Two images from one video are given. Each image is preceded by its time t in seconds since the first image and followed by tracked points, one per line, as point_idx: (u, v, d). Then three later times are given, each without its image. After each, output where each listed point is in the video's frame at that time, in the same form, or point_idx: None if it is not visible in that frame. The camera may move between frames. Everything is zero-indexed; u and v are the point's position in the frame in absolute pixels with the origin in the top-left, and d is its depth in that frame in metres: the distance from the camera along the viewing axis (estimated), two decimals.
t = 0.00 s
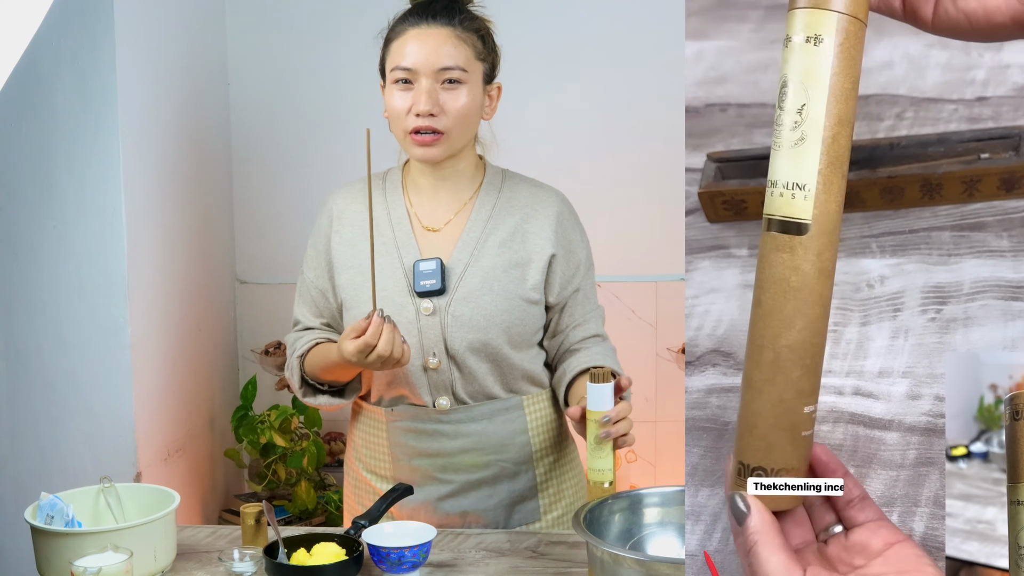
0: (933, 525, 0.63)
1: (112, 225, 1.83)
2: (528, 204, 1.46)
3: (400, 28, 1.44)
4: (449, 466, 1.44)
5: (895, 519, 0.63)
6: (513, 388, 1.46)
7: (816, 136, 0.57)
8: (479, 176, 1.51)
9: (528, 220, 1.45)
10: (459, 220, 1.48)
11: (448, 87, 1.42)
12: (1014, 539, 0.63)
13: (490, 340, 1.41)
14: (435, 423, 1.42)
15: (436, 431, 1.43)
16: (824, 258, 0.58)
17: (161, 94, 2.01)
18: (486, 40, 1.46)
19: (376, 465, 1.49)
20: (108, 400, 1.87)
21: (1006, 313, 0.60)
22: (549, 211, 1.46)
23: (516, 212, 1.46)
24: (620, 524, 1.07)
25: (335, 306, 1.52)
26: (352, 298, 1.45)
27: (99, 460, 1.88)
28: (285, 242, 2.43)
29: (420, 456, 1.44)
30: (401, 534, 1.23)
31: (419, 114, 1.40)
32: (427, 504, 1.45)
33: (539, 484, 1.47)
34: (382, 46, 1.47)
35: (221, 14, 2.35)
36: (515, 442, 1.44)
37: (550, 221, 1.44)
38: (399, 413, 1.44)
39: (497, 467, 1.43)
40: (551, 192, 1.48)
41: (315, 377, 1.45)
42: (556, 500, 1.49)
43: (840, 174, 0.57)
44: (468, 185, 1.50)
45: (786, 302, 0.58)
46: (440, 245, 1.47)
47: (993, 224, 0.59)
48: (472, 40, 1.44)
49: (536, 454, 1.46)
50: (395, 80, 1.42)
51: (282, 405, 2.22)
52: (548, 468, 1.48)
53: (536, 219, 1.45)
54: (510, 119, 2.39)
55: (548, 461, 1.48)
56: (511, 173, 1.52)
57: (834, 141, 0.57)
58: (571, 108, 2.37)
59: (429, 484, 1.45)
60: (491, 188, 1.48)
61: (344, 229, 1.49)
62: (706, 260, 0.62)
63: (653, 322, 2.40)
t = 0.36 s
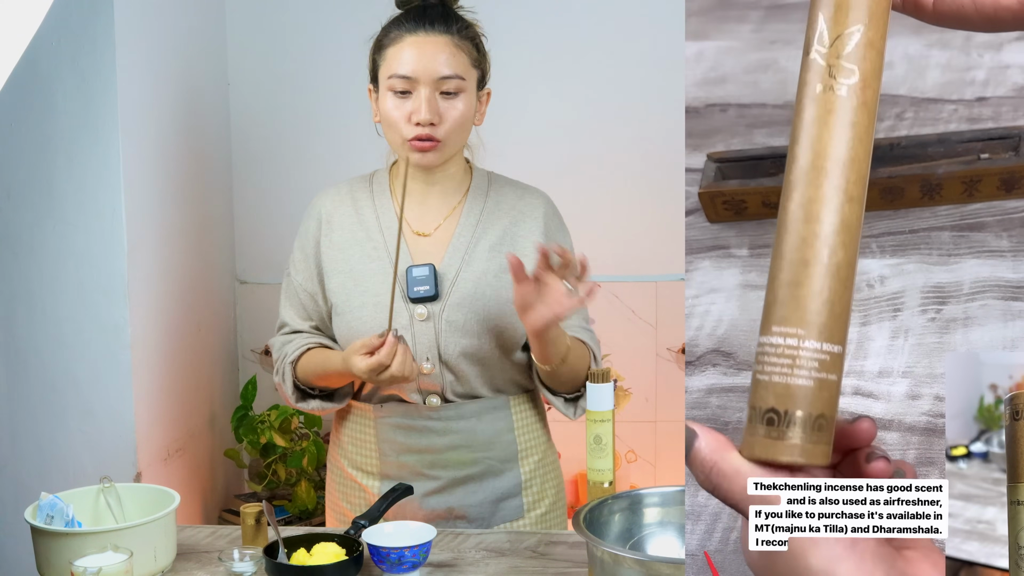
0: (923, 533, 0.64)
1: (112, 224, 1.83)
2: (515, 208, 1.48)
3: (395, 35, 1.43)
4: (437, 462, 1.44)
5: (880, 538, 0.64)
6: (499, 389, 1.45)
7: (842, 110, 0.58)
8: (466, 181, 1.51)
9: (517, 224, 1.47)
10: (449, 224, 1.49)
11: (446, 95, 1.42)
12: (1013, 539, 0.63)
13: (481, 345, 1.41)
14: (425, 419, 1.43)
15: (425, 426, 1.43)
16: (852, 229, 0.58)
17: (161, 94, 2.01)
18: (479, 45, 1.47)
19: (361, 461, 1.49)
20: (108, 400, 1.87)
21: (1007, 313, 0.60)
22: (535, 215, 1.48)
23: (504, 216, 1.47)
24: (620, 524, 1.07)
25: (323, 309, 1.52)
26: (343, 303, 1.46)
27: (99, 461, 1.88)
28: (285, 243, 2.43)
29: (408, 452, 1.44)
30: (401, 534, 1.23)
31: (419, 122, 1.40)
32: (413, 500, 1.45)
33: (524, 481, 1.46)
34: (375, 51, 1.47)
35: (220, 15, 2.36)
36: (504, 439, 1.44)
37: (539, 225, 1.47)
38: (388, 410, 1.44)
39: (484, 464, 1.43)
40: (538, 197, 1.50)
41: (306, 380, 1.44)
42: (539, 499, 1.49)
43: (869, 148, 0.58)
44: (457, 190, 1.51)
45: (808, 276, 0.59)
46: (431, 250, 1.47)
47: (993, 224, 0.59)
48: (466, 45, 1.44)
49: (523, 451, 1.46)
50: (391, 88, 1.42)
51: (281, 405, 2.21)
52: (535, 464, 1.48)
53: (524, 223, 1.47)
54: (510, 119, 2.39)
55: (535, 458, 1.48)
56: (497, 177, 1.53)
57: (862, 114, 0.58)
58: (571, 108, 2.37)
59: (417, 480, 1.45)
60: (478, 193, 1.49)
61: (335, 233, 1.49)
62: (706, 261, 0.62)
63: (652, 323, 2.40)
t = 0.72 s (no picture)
0: (924, 533, 0.64)
1: (111, 225, 1.83)
2: (503, 207, 1.48)
3: (405, 37, 1.39)
4: (429, 460, 1.43)
5: (880, 540, 0.65)
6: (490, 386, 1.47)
7: (851, 90, 0.58)
8: (455, 181, 1.52)
9: (504, 225, 1.47)
10: (439, 224, 1.49)
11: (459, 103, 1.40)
12: (1014, 540, 0.62)
13: (472, 341, 1.42)
14: (418, 417, 1.42)
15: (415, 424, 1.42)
16: (861, 199, 0.58)
17: (161, 94, 2.01)
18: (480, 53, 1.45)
19: (354, 461, 1.48)
20: (108, 400, 1.87)
21: (1008, 313, 0.60)
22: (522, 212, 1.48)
23: (491, 215, 1.47)
24: (620, 524, 1.06)
25: (313, 309, 1.51)
26: (333, 302, 1.45)
27: (99, 460, 1.88)
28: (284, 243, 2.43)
29: (400, 449, 1.43)
30: (401, 534, 1.23)
31: (435, 128, 1.37)
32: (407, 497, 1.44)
33: (515, 478, 1.47)
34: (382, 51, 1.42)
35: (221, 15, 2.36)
36: (494, 436, 1.45)
37: (526, 224, 1.46)
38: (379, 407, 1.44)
39: (476, 461, 1.43)
40: (524, 196, 1.50)
41: (297, 378, 1.44)
42: (530, 495, 1.49)
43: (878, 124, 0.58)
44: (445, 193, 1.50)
45: (819, 248, 0.59)
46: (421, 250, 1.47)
47: (993, 224, 0.59)
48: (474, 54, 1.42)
49: (514, 448, 1.48)
50: (405, 90, 1.37)
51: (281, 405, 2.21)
52: (526, 461, 1.49)
53: (511, 223, 1.46)
54: (510, 119, 2.39)
55: (526, 455, 1.49)
56: (485, 176, 1.53)
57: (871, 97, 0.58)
58: (571, 107, 2.37)
59: (409, 478, 1.44)
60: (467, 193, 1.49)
61: (326, 232, 1.49)
62: (706, 261, 0.62)
63: (652, 322, 2.40)
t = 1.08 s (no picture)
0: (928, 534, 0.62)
1: (112, 226, 1.83)
2: (501, 205, 1.50)
3: (434, 44, 1.42)
4: (436, 459, 1.44)
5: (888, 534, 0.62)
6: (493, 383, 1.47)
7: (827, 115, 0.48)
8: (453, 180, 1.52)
9: (504, 221, 1.48)
10: (440, 221, 1.49)
11: (484, 110, 1.45)
12: (1013, 539, 0.63)
13: (477, 338, 1.42)
14: (423, 415, 1.43)
15: (422, 422, 1.43)
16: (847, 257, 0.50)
17: (161, 94, 2.01)
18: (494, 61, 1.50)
19: (360, 461, 1.49)
20: (109, 401, 1.87)
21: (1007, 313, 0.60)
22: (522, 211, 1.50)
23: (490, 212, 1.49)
24: (621, 524, 1.08)
25: (310, 307, 1.50)
26: (334, 301, 1.45)
27: (99, 461, 1.88)
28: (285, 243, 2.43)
29: (406, 449, 1.44)
30: (401, 534, 1.23)
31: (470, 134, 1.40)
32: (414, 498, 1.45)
33: (521, 474, 1.47)
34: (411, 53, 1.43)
35: (221, 14, 2.36)
36: (500, 433, 1.45)
37: (527, 223, 1.48)
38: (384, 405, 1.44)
39: (483, 459, 1.44)
40: (523, 195, 1.51)
41: (293, 379, 1.43)
42: (536, 491, 1.49)
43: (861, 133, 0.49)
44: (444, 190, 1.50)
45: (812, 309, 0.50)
46: (421, 246, 1.47)
47: (992, 224, 0.59)
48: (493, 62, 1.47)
49: (519, 444, 1.48)
50: (443, 97, 1.40)
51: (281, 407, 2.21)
52: (530, 458, 1.49)
53: (510, 220, 1.49)
54: (510, 120, 2.39)
55: (530, 451, 1.49)
56: (480, 176, 1.54)
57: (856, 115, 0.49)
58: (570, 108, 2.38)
59: (416, 477, 1.45)
60: (465, 190, 1.50)
61: (324, 230, 1.48)
62: (706, 261, 0.62)
63: (652, 323, 2.40)
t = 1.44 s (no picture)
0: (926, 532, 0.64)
1: (112, 225, 1.83)
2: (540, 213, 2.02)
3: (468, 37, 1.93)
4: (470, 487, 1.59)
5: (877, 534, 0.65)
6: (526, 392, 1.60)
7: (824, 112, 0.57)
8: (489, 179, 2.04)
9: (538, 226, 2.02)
10: (475, 218, 2.00)
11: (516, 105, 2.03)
12: (1013, 539, 0.64)
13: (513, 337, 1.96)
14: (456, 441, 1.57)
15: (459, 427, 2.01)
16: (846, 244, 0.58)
17: (160, 93, 2.01)
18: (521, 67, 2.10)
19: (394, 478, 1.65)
20: (108, 401, 1.86)
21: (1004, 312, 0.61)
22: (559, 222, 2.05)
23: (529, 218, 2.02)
24: (620, 524, 1.08)
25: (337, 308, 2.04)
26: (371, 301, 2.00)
27: (99, 460, 1.88)
28: (285, 242, 2.42)
29: (443, 455, 2.01)
30: (401, 534, 1.23)
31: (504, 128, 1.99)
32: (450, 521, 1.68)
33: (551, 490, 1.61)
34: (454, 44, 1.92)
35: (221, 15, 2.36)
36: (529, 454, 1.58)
37: (559, 226, 2.04)
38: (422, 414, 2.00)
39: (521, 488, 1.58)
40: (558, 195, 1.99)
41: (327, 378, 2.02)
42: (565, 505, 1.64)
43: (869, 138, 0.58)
44: (473, 197, 2.01)
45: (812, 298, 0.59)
46: (453, 247, 2.00)
47: (993, 224, 0.61)
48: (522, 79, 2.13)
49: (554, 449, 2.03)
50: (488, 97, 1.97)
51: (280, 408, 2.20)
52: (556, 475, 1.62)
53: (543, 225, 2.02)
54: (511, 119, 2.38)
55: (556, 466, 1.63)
56: (511, 176, 2.06)
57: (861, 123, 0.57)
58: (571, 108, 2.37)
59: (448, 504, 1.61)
60: (499, 193, 2.03)
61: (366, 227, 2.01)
62: (706, 261, 0.63)
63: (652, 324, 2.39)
